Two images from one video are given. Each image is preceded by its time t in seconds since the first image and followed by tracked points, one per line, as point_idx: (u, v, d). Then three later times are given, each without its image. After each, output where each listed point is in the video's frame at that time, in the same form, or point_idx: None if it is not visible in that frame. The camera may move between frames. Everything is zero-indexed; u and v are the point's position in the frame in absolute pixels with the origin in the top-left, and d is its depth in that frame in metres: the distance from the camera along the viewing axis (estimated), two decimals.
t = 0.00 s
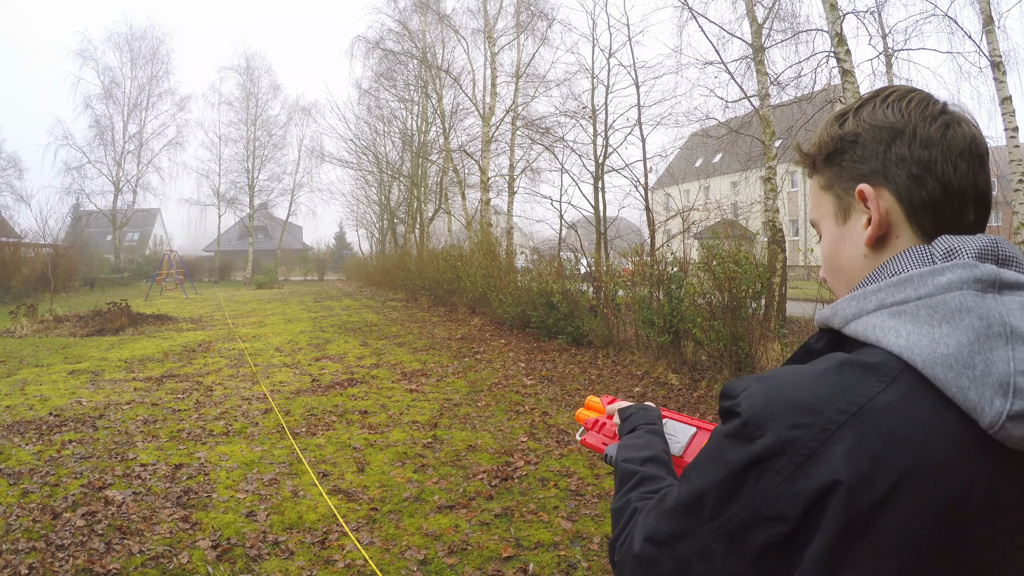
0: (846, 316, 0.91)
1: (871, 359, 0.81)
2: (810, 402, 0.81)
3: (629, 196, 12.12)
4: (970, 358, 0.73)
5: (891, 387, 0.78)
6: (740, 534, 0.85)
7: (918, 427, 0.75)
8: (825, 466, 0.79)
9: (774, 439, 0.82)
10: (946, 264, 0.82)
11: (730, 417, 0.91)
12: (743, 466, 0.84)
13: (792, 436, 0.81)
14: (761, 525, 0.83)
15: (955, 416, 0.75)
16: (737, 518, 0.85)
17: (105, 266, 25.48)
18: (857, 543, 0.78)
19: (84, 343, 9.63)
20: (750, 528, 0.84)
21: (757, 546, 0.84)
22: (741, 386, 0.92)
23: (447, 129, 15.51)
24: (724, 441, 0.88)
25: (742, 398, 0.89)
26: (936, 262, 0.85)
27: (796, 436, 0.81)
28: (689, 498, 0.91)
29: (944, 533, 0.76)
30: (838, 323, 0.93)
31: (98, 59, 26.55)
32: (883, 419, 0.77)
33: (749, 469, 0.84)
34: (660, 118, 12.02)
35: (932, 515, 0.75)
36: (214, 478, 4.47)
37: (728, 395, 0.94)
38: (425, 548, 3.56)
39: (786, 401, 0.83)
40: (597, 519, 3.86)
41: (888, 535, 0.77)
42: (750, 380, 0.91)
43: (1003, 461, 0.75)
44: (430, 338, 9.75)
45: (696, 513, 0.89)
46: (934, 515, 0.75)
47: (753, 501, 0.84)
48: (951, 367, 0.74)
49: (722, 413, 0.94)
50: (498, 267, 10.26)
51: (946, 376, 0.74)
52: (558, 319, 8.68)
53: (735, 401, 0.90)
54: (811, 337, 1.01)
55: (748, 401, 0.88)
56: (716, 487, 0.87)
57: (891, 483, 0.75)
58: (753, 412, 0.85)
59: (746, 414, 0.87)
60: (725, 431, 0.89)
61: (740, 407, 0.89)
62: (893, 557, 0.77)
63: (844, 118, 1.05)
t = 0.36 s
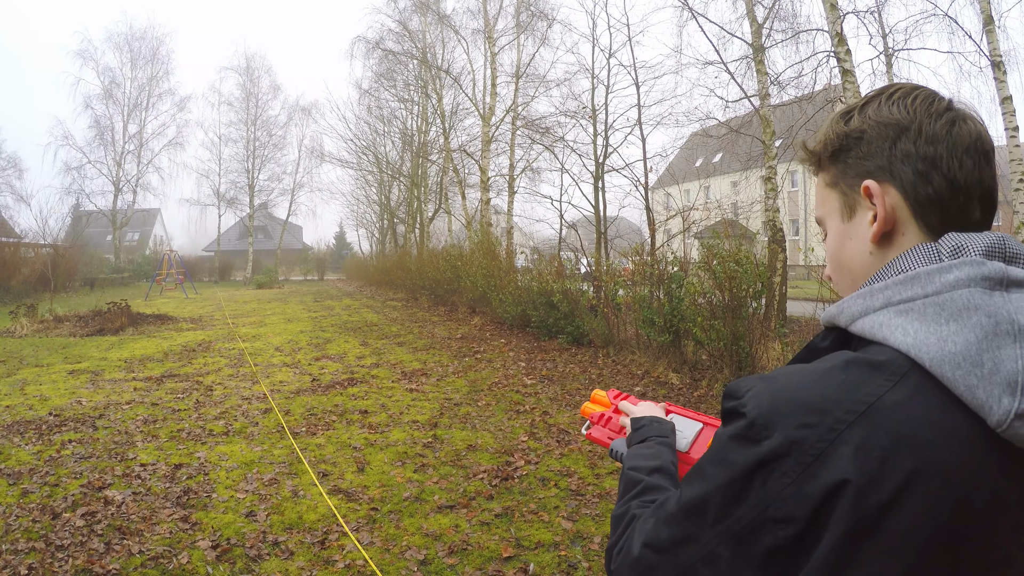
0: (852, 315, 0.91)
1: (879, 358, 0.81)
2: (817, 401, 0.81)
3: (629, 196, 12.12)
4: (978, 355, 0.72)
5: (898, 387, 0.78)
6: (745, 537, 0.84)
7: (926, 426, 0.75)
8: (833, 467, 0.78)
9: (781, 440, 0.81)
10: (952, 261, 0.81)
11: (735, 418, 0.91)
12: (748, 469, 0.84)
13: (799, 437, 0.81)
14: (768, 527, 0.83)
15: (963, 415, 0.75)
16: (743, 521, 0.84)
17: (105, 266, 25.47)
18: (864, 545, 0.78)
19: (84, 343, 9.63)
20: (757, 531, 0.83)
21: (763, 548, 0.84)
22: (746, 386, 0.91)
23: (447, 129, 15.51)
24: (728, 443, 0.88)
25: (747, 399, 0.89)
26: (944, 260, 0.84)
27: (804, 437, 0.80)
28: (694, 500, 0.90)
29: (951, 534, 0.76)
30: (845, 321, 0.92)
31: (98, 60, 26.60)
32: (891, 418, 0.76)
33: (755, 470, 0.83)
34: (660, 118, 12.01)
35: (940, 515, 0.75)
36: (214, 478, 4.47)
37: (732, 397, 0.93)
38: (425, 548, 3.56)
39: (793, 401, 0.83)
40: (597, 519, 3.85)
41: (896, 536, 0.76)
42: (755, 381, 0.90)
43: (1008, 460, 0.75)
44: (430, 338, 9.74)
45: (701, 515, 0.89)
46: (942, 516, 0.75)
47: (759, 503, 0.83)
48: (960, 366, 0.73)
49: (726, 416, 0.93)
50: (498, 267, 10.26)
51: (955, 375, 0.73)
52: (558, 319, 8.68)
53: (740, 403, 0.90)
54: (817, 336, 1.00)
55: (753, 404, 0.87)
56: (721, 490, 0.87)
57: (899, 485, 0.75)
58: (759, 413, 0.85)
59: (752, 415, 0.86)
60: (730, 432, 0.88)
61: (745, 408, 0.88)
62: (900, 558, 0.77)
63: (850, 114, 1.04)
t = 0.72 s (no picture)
0: (847, 316, 0.91)
1: (874, 358, 0.81)
2: (811, 400, 0.81)
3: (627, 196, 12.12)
4: (973, 356, 0.72)
5: (893, 387, 0.78)
6: (737, 529, 0.85)
7: (920, 426, 0.75)
8: (827, 464, 0.78)
9: (777, 437, 0.82)
10: (947, 262, 0.82)
11: (731, 414, 0.90)
12: (743, 462, 0.84)
13: (795, 432, 0.81)
14: (762, 521, 0.83)
15: (957, 416, 0.75)
16: (735, 514, 0.85)
17: (102, 266, 25.43)
18: (858, 543, 0.79)
19: (81, 343, 9.62)
20: (750, 526, 0.84)
21: (756, 543, 0.84)
22: (743, 382, 0.91)
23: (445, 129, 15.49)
24: (722, 436, 0.88)
25: (743, 394, 0.89)
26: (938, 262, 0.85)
27: (799, 434, 0.80)
28: (688, 493, 0.90)
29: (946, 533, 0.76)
30: (840, 323, 0.93)
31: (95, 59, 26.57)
32: (887, 418, 0.77)
33: (750, 465, 0.83)
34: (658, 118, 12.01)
35: (934, 515, 0.75)
36: (210, 478, 4.46)
37: (730, 389, 0.93)
38: (422, 548, 3.56)
39: (788, 399, 0.83)
40: (594, 520, 3.86)
41: (888, 533, 0.77)
42: (752, 376, 0.90)
43: (1003, 460, 0.75)
44: (427, 338, 9.74)
45: (694, 509, 0.89)
46: (936, 515, 0.75)
47: (754, 499, 0.83)
48: (954, 366, 0.73)
49: (723, 408, 0.93)
50: (496, 266, 10.26)
51: (950, 375, 0.73)
52: (555, 319, 8.68)
53: (737, 397, 0.90)
54: (812, 338, 1.01)
55: (748, 398, 0.87)
56: (713, 482, 0.87)
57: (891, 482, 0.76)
58: (756, 409, 0.85)
59: (747, 410, 0.86)
60: (726, 427, 0.88)
61: (741, 403, 0.88)
62: (893, 555, 0.77)
63: (842, 119, 1.05)
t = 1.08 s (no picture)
0: (849, 316, 0.91)
1: (879, 359, 0.81)
2: (819, 406, 0.80)
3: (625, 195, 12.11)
4: (979, 357, 0.72)
5: (899, 389, 0.78)
6: (748, 544, 0.84)
7: (927, 429, 0.75)
8: (836, 473, 0.78)
9: (786, 445, 0.81)
10: (949, 263, 0.82)
11: (733, 424, 0.90)
12: (751, 475, 0.83)
13: (801, 443, 0.80)
14: (773, 533, 0.82)
15: (962, 418, 0.75)
16: (743, 529, 0.84)
17: (100, 266, 25.41)
18: (868, 550, 0.78)
19: (79, 343, 9.61)
20: (760, 539, 0.83)
21: (767, 555, 0.83)
22: (745, 391, 0.91)
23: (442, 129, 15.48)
24: (727, 449, 0.87)
25: (747, 404, 0.88)
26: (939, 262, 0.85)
27: (807, 444, 0.79)
28: (695, 507, 0.89)
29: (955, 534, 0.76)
30: (841, 323, 0.93)
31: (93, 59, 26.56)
32: (894, 421, 0.76)
33: (758, 477, 0.83)
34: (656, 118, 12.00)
35: (941, 518, 0.75)
36: (209, 478, 4.46)
37: (732, 400, 0.92)
38: (421, 548, 3.56)
39: (795, 407, 0.82)
40: (593, 519, 3.86)
41: (898, 539, 0.76)
42: (754, 385, 0.90)
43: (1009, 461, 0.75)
44: (426, 338, 9.73)
45: (702, 523, 0.88)
46: (943, 517, 0.75)
47: (764, 510, 0.82)
48: (959, 367, 0.73)
49: (724, 419, 0.92)
50: (494, 266, 10.26)
51: (955, 376, 0.73)
52: (553, 319, 8.68)
53: (740, 407, 0.89)
54: (811, 336, 1.01)
55: (753, 408, 0.86)
56: (722, 496, 0.86)
57: (901, 489, 0.75)
58: (761, 418, 0.84)
59: (753, 420, 0.85)
60: (731, 437, 0.87)
61: (745, 412, 0.88)
62: (902, 559, 0.77)
63: (845, 116, 1.05)
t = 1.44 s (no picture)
0: (840, 315, 0.90)
1: (868, 359, 0.80)
2: (807, 406, 0.79)
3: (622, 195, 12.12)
4: (965, 357, 0.71)
5: (888, 388, 0.76)
6: (740, 549, 0.83)
7: (916, 426, 0.73)
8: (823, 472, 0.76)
9: (773, 445, 0.80)
10: (938, 263, 0.80)
11: (722, 426, 0.89)
12: (741, 478, 0.82)
13: (788, 443, 0.79)
14: (764, 535, 0.81)
15: (951, 415, 0.73)
16: (733, 532, 0.83)
17: (95, 265, 25.34)
18: (858, 549, 0.76)
19: (74, 343, 9.60)
20: (752, 539, 0.82)
21: (758, 556, 0.82)
22: (735, 393, 0.90)
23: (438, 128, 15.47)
24: (718, 452, 0.87)
25: (737, 406, 0.87)
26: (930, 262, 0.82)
27: (794, 444, 0.78)
28: (688, 510, 0.88)
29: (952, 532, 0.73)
30: (832, 323, 0.92)
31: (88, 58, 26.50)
32: (881, 421, 0.75)
33: (748, 478, 0.82)
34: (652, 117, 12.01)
35: (936, 517, 0.73)
36: (204, 478, 4.47)
37: (722, 403, 0.92)
38: (416, 548, 3.57)
39: (783, 406, 0.81)
40: (587, 518, 3.87)
41: (890, 540, 0.74)
42: (744, 387, 0.89)
43: (1003, 459, 0.72)
44: (421, 338, 9.74)
45: (696, 525, 0.87)
46: (938, 516, 0.73)
47: (755, 512, 0.81)
48: (947, 367, 0.72)
49: (714, 423, 0.92)
50: (490, 266, 10.26)
51: (943, 376, 0.72)
52: (549, 319, 8.69)
53: (728, 409, 0.88)
54: (804, 336, 1.00)
55: (741, 409, 0.86)
56: (712, 499, 0.85)
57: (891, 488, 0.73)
58: (750, 418, 0.83)
59: (741, 421, 0.85)
60: (721, 440, 0.87)
61: (734, 414, 0.87)
62: (896, 560, 0.74)
63: (853, 108, 1.00)
